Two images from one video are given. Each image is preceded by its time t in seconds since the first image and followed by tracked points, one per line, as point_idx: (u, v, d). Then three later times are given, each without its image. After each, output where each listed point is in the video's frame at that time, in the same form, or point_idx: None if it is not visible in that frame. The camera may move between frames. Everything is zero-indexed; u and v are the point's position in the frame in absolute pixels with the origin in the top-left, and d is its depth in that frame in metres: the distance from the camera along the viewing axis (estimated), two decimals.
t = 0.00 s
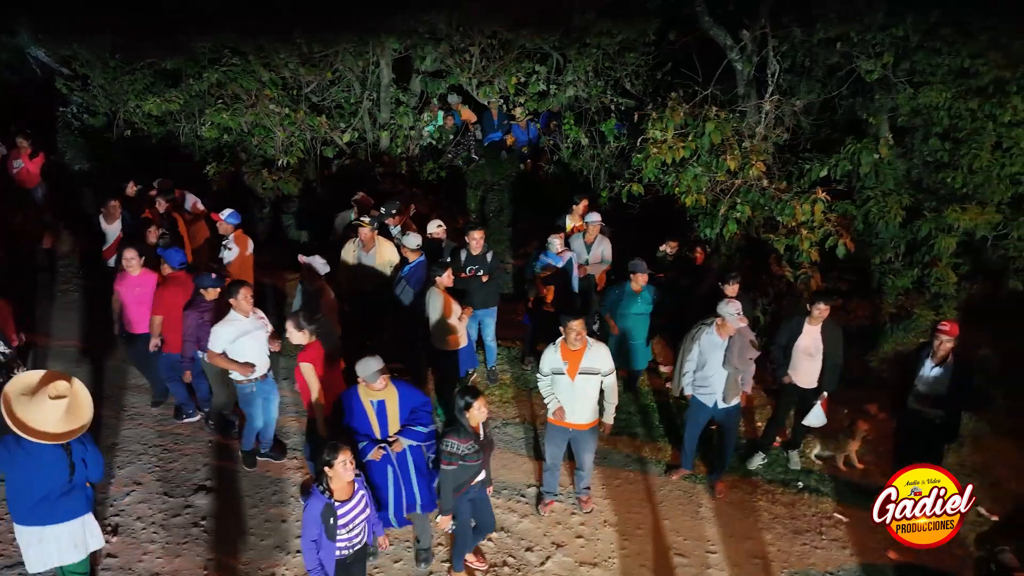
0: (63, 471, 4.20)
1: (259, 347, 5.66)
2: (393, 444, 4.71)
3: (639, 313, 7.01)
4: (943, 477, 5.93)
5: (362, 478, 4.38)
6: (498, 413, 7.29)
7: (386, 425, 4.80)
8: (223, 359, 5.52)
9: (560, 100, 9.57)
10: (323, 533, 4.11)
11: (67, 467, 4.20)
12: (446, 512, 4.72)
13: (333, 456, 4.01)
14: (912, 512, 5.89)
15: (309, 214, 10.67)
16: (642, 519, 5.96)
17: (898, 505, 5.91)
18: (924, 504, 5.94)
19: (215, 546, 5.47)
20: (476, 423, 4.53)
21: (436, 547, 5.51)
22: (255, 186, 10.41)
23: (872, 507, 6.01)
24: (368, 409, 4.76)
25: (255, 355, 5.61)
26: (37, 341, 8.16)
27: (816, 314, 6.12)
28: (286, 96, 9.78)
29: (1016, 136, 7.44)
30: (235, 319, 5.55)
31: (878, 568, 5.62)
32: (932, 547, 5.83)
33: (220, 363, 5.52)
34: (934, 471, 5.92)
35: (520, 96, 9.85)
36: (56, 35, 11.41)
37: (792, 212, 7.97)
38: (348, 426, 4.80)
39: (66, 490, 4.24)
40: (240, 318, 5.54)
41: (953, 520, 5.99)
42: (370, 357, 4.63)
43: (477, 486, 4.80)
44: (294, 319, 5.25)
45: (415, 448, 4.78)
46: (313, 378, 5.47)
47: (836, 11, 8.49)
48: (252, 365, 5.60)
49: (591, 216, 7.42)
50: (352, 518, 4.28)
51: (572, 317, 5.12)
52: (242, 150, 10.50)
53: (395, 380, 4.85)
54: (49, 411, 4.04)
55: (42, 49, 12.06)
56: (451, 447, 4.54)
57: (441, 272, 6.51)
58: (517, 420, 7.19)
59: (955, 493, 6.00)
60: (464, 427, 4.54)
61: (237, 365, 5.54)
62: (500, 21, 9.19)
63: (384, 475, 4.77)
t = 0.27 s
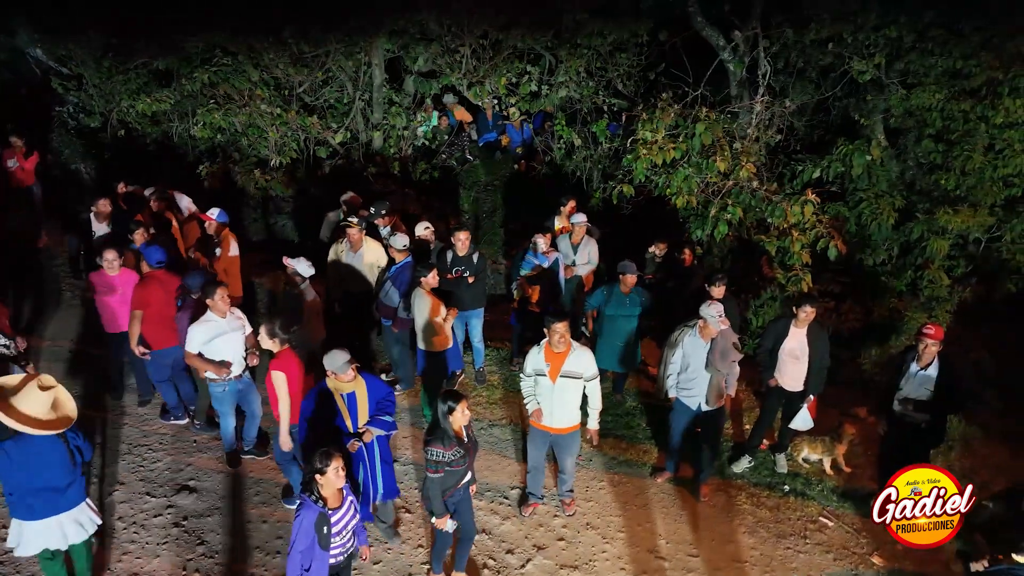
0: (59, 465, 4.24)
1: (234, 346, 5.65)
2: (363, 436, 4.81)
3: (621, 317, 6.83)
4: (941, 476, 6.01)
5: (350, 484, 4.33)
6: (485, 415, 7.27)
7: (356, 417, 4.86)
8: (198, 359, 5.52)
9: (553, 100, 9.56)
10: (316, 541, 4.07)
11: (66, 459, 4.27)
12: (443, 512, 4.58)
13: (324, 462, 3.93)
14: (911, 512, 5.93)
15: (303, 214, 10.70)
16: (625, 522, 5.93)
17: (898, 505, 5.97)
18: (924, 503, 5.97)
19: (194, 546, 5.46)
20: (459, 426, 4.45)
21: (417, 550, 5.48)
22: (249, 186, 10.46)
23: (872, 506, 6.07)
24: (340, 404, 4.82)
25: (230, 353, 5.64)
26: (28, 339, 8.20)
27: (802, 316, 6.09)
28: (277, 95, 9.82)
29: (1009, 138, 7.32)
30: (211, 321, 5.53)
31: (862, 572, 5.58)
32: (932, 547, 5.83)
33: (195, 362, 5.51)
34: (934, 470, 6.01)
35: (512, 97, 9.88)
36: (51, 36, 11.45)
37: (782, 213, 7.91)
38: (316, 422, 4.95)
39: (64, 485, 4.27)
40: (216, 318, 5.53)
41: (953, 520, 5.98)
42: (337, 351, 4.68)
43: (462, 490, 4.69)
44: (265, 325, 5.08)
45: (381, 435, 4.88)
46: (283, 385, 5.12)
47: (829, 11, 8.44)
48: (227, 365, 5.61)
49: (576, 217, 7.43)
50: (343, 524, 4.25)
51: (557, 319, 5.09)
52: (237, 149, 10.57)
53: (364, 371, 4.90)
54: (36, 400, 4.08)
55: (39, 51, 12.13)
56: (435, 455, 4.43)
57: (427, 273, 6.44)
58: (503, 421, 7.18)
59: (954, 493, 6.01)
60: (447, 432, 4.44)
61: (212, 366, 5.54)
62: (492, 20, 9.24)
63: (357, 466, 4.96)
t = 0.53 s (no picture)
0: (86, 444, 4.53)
1: (234, 344, 5.63)
2: (362, 426, 4.82)
3: (621, 319, 6.79)
4: (943, 476, 5.88)
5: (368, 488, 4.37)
6: (484, 416, 7.27)
7: (354, 406, 4.92)
8: (200, 356, 5.54)
9: (554, 101, 9.55)
10: (350, 545, 4.17)
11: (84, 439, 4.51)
12: (459, 514, 4.60)
13: (336, 472, 3.91)
14: (911, 511, 5.89)
15: (305, 213, 10.72)
16: (623, 525, 5.91)
17: (898, 504, 5.92)
18: (924, 503, 5.93)
19: (192, 546, 5.46)
20: (465, 432, 4.40)
21: (414, 551, 5.48)
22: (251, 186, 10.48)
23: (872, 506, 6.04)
24: (340, 392, 4.91)
25: (232, 350, 5.62)
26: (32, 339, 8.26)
27: (804, 318, 6.01)
28: (279, 96, 9.83)
29: (1012, 139, 7.29)
30: (207, 319, 5.53)
31: None
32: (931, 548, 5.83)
33: (197, 359, 5.54)
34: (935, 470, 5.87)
35: (514, 97, 9.87)
36: (54, 36, 11.49)
37: (784, 215, 7.85)
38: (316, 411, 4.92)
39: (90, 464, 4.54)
40: (216, 315, 5.54)
41: (953, 520, 5.93)
42: (338, 342, 4.74)
43: (469, 492, 4.73)
44: (255, 318, 5.03)
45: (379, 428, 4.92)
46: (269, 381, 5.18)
47: (832, 11, 8.40)
48: (231, 361, 5.61)
49: (573, 217, 7.43)
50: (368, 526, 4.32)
51: (548, 322, 5.03)
52: (239, 149, 10.59)
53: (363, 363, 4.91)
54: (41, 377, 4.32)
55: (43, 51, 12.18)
56: (440, 463, 4.40)
57: (426, 274, 6.40)
58: (502, 422, 7.16)
59: (955, 493, 5.92)
60: (451, 439, 4.40)
61: (215, 362, 5.55)
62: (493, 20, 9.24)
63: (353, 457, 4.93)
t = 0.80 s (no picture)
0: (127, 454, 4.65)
1: (244, 345, 5.69)
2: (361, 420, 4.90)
3: (626, 320, 6.77)
4: (943, 476, 5.90)
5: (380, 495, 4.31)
6: (487, 416, 7.27)
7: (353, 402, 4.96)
8: (212, 361, 5.53)
9: (557, 101, 9.54)
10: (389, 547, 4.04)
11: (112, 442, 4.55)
12: (447, 519, 4.54)
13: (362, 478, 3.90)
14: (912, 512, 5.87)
15: (308, 213, 10.74)
16: (626, 526, 5.90)
17: (898, 505, 5.92)
18: (922, 505, 5.93)
19: (194, 546, 5.47)
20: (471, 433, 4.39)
21: (416, 551, 5.47)
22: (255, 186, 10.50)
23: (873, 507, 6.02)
24: (340, 386, 4.87)
25: (244, 353, 5.66)
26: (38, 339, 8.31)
27: (808, 320, 5.99)
28: (283, 96, 9.84)
29: (1018, 139, 7.24)
30: (217, 324, 5.53)
31: None
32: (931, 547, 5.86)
33: (209, 364, 5.53)
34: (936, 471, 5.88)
35: (517, 97, 9.86)
36: (59, 36, 11.52)
37: (788, 215, 7.79)
38: (317, 406, 4.87)
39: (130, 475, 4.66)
40: (227, 319, 5.54)
41: (953, 520, 5.97)
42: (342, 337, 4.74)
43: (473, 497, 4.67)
44: (261, 322, 5.06)
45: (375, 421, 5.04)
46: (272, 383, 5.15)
47: (836, 11, 8.34)
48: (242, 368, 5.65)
49: (575, 218, 7.49)
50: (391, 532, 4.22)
51: (537, 324, 4.97)
52: (243, 150, 10.61)
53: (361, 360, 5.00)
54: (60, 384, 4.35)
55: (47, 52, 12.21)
56: (444, 460, 4.37)
57: (428, 275, 6.39)
58: (505, 423, 7.16)
59: (955, 493, 5.96)
60: (456, 438, 4.36)
61: (225, 369, 5.55)
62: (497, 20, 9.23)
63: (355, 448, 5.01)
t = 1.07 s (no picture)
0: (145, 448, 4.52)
1: (249, 344, 5.65)
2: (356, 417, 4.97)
3: (631, 321, 6.76)
4: (943, 477, 5.77)
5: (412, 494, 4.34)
6: (491, 416, 7.26)
7: (346, 400, 4.97)
8: (215, 357, 5.52)
9: (562, 101, 9.52)
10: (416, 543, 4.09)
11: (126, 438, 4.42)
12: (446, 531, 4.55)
13: (391, 474, 3.94)
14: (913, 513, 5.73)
15: (312, 214, 10.75)
16: (631, 527, 5.89)
17: (898, 505, 5.80)
18: (923, 505, 5.83)
19: (200, 546, 5.47)
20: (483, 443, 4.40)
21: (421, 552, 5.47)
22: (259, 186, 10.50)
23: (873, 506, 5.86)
24: (332, 387, 4.88)
25: (249, 351, 5.63)
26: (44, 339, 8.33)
27: (814, 321, 5.98)
28: (287, 96, 9.83)
29: None
30: (223, 320, 5.55)
31: None
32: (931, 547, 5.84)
33: (211, 360, 5.51)
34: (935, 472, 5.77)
35: (521, 97, 9.85)
36: (64, 36, 11.54)
37: (794, 216, 7.76)
38: (313, 407, 4.86)
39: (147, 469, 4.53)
40: (233, 316, 5.56)
41: (953, 520, 5.93)
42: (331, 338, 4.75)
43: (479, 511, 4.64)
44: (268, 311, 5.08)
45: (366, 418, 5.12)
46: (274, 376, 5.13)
47: (840, 12, 8.32)
48: (245, 366, 5.61)
49: (579, 218, 7.42)
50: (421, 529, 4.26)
51: (538, 325, 4.96)
52: (247, 150, 10.63)
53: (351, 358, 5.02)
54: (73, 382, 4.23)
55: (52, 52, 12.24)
56: (450, 472, 4.35)
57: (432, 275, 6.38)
58: (510, 424, 7.16)
59: (955, 493, 5.88)
60: (465, 450, 4.36)
61: (229, 366, 5.54)
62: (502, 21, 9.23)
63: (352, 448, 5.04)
